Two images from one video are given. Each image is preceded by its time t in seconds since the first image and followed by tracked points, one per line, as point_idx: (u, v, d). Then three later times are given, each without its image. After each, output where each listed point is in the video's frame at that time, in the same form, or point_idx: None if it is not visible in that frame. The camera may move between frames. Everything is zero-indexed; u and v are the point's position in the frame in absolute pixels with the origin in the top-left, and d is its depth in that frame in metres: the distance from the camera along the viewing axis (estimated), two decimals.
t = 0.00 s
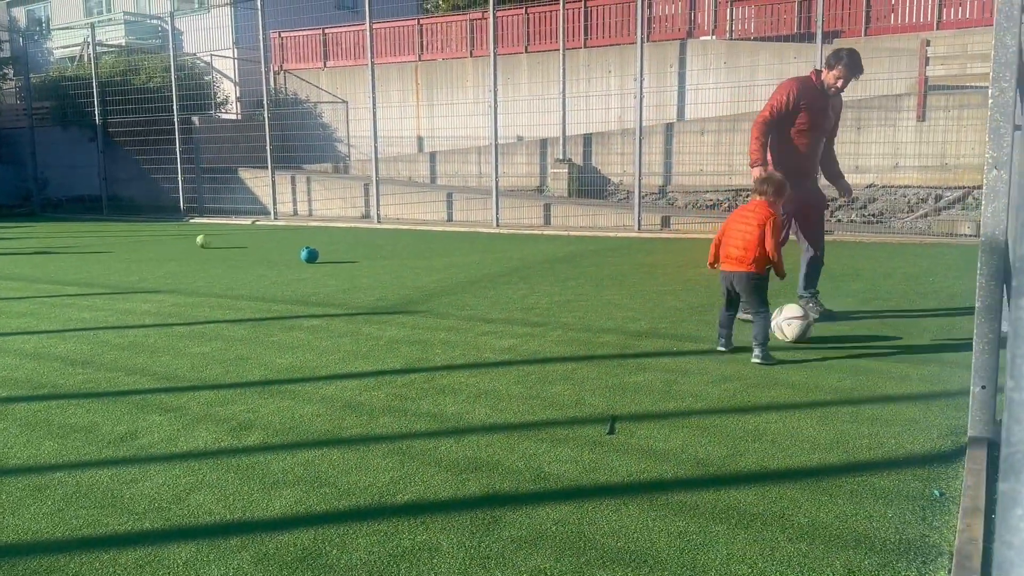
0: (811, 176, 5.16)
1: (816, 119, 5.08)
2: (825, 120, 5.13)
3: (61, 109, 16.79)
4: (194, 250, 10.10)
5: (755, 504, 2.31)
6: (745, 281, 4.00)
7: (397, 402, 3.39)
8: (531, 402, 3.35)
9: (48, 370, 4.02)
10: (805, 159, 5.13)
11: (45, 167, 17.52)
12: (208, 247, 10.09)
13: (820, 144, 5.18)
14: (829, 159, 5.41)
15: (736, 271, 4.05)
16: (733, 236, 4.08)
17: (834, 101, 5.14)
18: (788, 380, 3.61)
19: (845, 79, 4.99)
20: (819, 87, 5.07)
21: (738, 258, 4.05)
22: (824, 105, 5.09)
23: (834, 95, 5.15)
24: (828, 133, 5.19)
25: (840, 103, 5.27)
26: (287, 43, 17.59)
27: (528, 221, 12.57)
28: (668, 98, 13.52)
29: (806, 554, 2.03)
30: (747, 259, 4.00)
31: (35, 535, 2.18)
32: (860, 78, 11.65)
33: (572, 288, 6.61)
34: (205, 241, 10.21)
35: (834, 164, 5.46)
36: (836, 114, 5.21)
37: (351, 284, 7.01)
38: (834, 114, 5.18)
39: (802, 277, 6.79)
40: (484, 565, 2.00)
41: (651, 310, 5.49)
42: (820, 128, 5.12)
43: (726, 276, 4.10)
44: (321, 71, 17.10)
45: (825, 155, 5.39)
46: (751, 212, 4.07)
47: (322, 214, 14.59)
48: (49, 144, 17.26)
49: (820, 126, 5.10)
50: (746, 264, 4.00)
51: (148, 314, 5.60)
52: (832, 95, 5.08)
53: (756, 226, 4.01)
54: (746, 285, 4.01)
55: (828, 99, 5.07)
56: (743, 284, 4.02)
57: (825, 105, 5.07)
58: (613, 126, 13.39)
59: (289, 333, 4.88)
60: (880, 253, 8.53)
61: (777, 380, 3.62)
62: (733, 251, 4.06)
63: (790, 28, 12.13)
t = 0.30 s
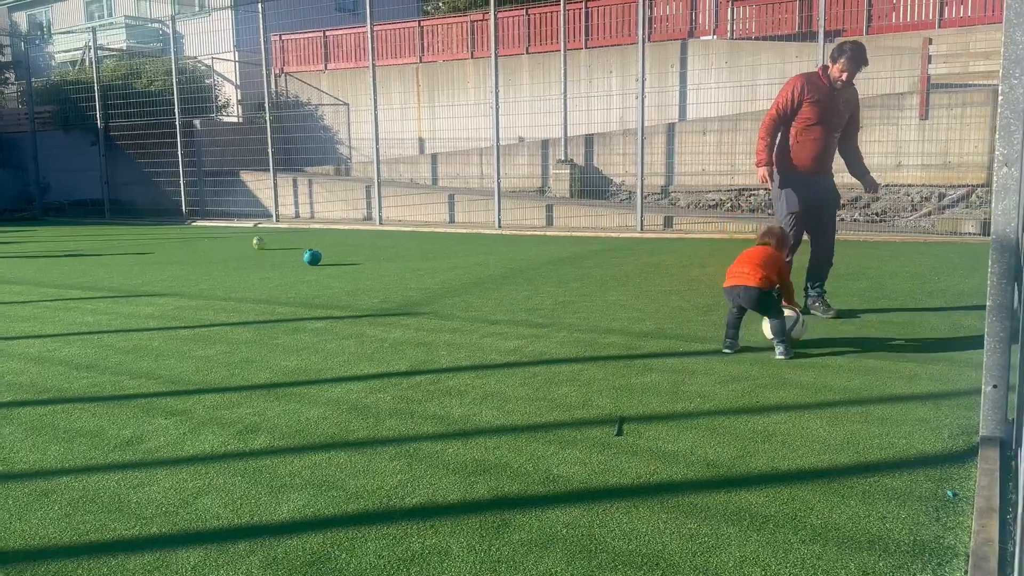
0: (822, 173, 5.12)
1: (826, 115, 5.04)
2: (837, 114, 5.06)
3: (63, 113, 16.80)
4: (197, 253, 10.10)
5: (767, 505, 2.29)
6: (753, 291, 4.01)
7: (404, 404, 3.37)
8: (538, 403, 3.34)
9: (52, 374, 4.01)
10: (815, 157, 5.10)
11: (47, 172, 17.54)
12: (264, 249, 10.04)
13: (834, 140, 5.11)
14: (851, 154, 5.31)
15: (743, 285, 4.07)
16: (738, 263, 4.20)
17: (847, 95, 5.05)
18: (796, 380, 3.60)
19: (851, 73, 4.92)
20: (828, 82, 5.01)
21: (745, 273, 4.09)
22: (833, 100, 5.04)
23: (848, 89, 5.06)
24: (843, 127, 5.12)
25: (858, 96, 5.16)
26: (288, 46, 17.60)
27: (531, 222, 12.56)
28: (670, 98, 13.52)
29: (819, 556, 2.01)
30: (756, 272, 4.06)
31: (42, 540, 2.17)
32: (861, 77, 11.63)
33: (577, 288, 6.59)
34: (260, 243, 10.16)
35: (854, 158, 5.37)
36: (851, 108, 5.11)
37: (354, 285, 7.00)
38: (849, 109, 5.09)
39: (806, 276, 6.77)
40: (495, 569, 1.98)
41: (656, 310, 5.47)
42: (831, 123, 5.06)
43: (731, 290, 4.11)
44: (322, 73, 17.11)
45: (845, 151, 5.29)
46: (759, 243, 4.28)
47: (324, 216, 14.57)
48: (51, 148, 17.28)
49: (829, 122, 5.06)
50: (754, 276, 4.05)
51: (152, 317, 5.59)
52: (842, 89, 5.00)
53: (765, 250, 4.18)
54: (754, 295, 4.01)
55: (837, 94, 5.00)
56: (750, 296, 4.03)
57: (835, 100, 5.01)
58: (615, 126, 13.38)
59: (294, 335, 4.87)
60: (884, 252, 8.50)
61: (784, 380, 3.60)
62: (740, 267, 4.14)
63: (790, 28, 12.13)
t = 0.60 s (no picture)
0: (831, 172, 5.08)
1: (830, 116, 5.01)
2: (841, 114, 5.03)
3: (71, 118, 16.88)
4: (205, 257, 10.13)
5: (782, 509, 2.28)
6: (766, 289, 3.99)
7: (415, 408, 3.37)
8: (550, 407, 3.33)
9: (64, 379, 4.02)
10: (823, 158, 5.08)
11: (56, 177, 17.63)
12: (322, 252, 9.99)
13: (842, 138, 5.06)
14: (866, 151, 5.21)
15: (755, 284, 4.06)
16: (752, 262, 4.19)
17: (850, 92, 5.01)
18: (809, 383, 3.58)
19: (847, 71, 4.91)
20: (827, 82, 5.00)
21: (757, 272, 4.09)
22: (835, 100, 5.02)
23: (851, 87, 5.02)
24: (850, 125, 5.06)
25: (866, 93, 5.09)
26: (295, 50, 17.65)
27: (538, 225, 12.55)
28: (677, 100, 13.49)
29: (836, 560, 1.99)
30: (769, 271, 4.05)
31: (57, 545, 2.17)
32: (869, 78, 11.59)
33: (585, 291, 6.59)
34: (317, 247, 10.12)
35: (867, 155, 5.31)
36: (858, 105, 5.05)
37: (363, 289, 7.01)
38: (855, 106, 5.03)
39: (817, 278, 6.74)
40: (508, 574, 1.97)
41: (666, 313, 5.47)
42: (836, 121, 5.02)
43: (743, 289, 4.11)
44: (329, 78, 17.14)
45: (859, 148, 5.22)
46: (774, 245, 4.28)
47: (331, 220, 14.60)
48: (60, 153, 17.36)
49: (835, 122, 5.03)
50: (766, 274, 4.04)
51: (162, 322, 5.60)
52: (844, 87, 4.97)
53: (780, 250, 4.18)
54: (766, 293, 4.00)
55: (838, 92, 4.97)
56: (761, 294, 4.01)
57: (836, 98, 4.98)
58: (622, 129, 13.35)
59: (304, 339, 4.88)
60: (893, 254, 8.47)
61: (797, 382, 3.59)
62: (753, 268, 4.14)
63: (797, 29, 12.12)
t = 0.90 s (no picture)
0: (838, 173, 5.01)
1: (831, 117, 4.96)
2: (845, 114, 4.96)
3: (84, 125, 17.01)
4: (217, 262, 10.17)
5: (802, 515, 2.27)
6: (769, 286, 4.00)
7: (431, 412, 3.37)
8: (566, 411, 3.33)
9: (81, 384, 4.04)
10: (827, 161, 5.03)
11: (70, 183, 17.78)
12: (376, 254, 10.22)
13: (847, 138, 4.99)
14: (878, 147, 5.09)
15: (757, 279, 4.08)
16: (757, 255, 4.18)
17: (852, 91, 4.94)
18: (826, 387, 3.56)
19: (844, 71, 4.84)
20: (828, 84, 4.96)
21: (757, 266, 4.10)
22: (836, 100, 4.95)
23: (854, 85, 4.95)
24: (854, 124, 4.99)
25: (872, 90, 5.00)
26: (305, 56, 17.74)
27: (548, 229, 12.54)
28: (688, 103, 13.47)
29: (860, 566, 1.98)
30: (771, 266, 4.05)
31: (79, 550, 2.18)
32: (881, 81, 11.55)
33: (597, 295, 6.57)
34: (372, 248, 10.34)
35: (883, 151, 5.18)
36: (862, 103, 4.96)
37: (375, 294, 7.03)
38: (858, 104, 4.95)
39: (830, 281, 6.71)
40: None
41: (679, 317, 5.45)
42: (839, 122, 4.97)
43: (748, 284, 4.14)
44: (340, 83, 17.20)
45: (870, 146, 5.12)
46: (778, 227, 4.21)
47: (342, 225, 14.64)
48: (73, 159, 17.50)
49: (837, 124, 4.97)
50: (764, 270, 4.05)
51: (177, 327, 5.62)
52: (844, 87, 4.91)
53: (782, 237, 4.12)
54: (765, 289, 4.01)
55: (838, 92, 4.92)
56: (763, 290, 4.03)
57: (836, 99, 4.92)
58: (632, 133, 13.32)
59: (318, 344, 4.89)
60: (907, 257, 8.43)
61: (814, 387, 3.56)
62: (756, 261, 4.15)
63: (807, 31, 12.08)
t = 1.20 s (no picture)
0: (846, 177, 4.97)
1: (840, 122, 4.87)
2: (854, 119, 4.87)
3: (98, 129, 17.14)
4: (230, 266, 10.22)
5: (820, 520, 2.25)
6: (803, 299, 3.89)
7: (445, 416, 3.37)
8: (580, 415, 3.32)
9: (98, 387, 4.06)
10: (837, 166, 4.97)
11: (84, 188, 17.93)
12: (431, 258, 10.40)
13: (855, 143, 4.93)
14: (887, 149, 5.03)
15: (784, 289, 3.98)
16: (783, 262, 4.03)
17: (859, 95, 4.86)
18: (843, 391, 3.53)
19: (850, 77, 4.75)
20: (834, 89, 4.88)
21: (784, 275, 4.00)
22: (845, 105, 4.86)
23: (861, 89, 4.87)
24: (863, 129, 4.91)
25: (880, 91, 4.91)
26: (317, 61, 17.83)
27: (559, 232, 12.55)
28: (699, 105, 13.46)
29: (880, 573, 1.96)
30: (803, 277, 3.93)
31: (97, 553, 2.19)
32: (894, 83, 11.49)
33: (610, 298, 6.56)
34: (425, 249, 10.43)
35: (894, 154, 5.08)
36: (870, 106, 4.88)
37: (387, 297, 7.04)
38: (866, 108, 4.87)
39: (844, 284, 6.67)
40: None
41: (693, 320, 5.43)
42: (847, 127, 4.88)
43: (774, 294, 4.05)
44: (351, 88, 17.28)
45: (879, 148, 5.06)
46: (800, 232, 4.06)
47: (354, 228, 14.69)
48: (87, 164, 17.64)
49: (847, 128, 4.88)
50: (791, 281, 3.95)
51: (191, 331, 5.65)
52: (850, 92, 4.83)
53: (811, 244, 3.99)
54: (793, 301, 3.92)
55: (845, 98, 4.84)
56: (790, 301, 3.93)
57: (843, 105, 4.85)
58: (643, 136, 13.31)
59: (332, 348, 4.90)
60: (922, 259, 8.38)
61: (831, 391, 3.54)
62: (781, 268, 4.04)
63: (820, 33, 12.05)
